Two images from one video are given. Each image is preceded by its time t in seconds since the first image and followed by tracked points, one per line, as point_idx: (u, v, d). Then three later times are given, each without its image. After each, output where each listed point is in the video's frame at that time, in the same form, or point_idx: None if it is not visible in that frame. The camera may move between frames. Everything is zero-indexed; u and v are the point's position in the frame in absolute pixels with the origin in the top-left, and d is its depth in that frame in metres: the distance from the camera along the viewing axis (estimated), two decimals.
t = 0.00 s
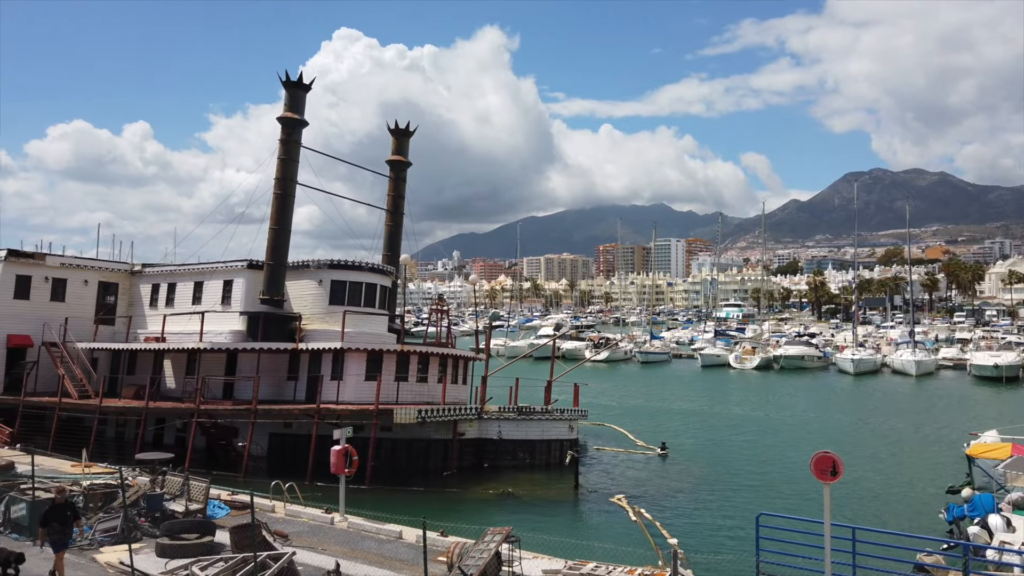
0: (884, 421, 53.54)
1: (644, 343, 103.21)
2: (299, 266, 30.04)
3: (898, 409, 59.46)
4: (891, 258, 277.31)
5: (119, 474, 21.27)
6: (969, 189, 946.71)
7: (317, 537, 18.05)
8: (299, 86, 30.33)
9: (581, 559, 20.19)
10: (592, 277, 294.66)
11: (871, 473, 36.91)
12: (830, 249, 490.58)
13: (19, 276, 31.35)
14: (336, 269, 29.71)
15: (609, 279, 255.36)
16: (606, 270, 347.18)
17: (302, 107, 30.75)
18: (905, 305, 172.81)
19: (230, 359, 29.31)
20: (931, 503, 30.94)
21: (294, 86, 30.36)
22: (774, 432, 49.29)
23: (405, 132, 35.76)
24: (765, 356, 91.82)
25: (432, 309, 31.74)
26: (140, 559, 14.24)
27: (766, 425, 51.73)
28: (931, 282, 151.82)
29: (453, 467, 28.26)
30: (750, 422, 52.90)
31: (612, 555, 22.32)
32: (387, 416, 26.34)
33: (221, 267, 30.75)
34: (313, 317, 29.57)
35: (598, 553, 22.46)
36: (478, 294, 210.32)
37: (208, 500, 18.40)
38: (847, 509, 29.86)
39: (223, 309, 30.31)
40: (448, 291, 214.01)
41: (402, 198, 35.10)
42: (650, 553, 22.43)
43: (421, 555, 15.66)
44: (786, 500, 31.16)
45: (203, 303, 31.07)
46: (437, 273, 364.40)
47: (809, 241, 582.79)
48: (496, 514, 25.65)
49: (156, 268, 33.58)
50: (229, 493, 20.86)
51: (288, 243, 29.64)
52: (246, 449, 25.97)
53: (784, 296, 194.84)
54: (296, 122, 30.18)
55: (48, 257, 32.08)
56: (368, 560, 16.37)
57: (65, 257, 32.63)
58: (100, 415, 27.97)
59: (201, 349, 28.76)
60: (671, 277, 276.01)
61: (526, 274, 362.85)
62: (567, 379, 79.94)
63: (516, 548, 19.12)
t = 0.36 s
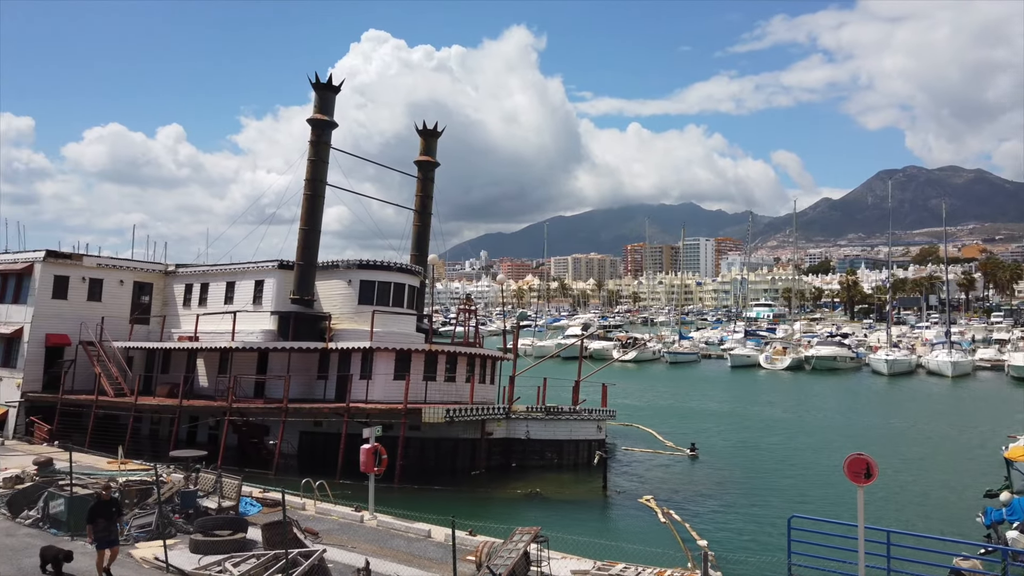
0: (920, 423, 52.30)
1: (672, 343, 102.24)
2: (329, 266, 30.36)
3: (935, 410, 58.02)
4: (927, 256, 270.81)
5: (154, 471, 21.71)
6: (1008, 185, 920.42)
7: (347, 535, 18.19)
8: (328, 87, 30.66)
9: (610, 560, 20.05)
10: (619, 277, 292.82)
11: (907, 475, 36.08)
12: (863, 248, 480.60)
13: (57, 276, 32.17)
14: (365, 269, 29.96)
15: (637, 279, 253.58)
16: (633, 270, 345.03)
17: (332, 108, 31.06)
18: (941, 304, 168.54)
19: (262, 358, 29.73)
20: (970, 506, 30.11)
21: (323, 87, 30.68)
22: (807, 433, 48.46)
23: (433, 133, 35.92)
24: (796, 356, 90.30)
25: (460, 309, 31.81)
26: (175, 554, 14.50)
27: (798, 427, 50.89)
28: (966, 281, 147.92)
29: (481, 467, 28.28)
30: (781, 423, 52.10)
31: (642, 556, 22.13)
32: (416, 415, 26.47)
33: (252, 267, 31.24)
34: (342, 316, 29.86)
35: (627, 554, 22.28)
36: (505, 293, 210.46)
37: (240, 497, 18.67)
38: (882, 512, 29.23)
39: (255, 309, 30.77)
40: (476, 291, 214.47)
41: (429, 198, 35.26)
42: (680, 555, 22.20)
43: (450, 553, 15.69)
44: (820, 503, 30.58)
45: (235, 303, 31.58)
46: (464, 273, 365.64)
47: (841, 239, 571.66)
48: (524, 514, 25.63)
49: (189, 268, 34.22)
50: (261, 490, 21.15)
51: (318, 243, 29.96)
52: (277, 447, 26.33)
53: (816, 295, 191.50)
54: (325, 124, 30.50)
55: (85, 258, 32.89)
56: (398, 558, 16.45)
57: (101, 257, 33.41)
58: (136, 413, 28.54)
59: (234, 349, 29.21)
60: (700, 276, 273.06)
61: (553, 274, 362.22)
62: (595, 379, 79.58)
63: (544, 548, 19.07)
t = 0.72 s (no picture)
0: (961, 425, 50.80)
1: (703, 343, 101.06)
2: (360, 266, 30.67)
3: (976, 413, 56.31)
4: (967, 255, 263.32)
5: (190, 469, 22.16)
6: None
7: (378, 533, 18.32)
8: (359, 89, 30.96)
9: (641, 561, 19.85)
10: (649, 276, 290.46)
11: (948, 479, 35.07)
12: (901, 246, 469.27)
13: (96, 277, 33.04)
14: (396, 269, 30.21)
15: (668, 278, 251.17)
16: (664, 270, 342.09)
17: (363, 110, 31.34)
18: (982, 304, 163.63)
19: (294, 357, 30.13)
20: (1014, 511, 29.14)
21: (355, 89, 30.99)
22: (843, 435, 47.45)
23: (463, 133, 36.04)
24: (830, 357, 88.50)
25: (490, 308, 31.84)
26: (211, 550, 14.76)
27: (834, 429, 49.85)
28: (1008, 280, 143.36)
29: (511, 466, 28.28)
30: (816, 425, 51.11)
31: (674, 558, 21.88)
32: (446, 414, 26.56)
33: (285, 268, 31.70)
34: (373, 316, 30.12)
35: (658, 556, 22.08)
36: (534, 293, 210.18)
37: (273, 494, 18.93)
38: (922, 516, 28.48)
39: (288, 309, 31.21)
40: (505, 291, 214.65)
41: (460, 198, 35.36)
42: (712, 557, 21.90)
43: (480, 552, 15.69)
44: (857, 507, 29.89)
45: (268, 302, 32.08)
46: (494, 273, 366.45)
47: (878, 238, 559.11)
48: (554, 514, 25.56)
49: (224, 269, 34.87)
50: (294, 488, 21.44)
51: (349, 244, 30.28)
52: (310, 445, 26.66)
53: (851, 295, 187.46)
54: (357, 125, 30.80)
55: (123, 259, 33.72)
56: (429, 557, 16.51)
57: (139, 258, 34.23)
58: (172, 411, 29.13)
59: (267, 348, 29.65)
60: (732, 276, 269.42)
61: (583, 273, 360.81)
62: (624, 379, 79.05)
63: (575, 548, 18.98)
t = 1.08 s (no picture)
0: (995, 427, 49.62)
1: (729, 343, 99.98)
2: (385, 266, 30.86)
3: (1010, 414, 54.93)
4: (999, 253, 257.21)
5: (217, 466, 22.50)
6: None
7: (403, 532, 18.40)
8: (384, 90, 31.16)
9: (666, 563, 19.66)
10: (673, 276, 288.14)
11: (982, 481, 34.23)
12: (932, 245, 459.70)
13: (126, 277, 33.67)
14: (420, 269, 30.34)
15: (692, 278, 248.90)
16: (688, 269, 339.14)
17: (387, 110, 31.53)
18: (1016, 304, 159.61)
19: (320, 356, 30.42)
20: None
21: (379, 90, 31.19)
22: (872, 437, 46.61)
23: (486, 133, 36.08)
24: (858, 357, 86.98)
25: (514, 308, 31.81)
26: (238, 547, 14.95)
27: (863, 430, 48.99)
28: None
29: (535, 466, 28.22)
30: (845, 427, 50.27)
31: (700, 560, 21.62)
32: (469, 414, 26.57)
33: (310, 268, 32.02)
34: (398, 316, 30.28)
35: (683, 557, 21.88)
36: (558, 292, 209.73)
37: (299, 492, 19.12)
38: (954, 519, 27.84)
39: (314, 308, 31.52)
40: (528, 290, 214.52)
41: (483, 198, 35.39)
42: (737, 558, 21.64)
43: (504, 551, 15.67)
44: (887, 509, 29.32)
45: (294, 302, 32.42)
46: (517, 272, 366.32)
47: (908, 236, 548.34)
48: (579, 514, 25.43)
49: (251, 269, 35.33)
50: (320, 486, 21.63)
51: (374, 244, 30.50)
52: (336, 443, 26.89)
53: (880, 294, 184.09)
54: (381, 126, 30.98)
55: (152, 259, 34.34)
56: (453, 556, 16.54)
57: (167, 258, 34.82)
58: (200, 409, 29.58)
59: (294, 347, 29.96)
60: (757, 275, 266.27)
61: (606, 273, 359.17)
62: (648, 379, 78.52)
63: (599, 548, 18.88)
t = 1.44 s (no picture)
0: None
1: (757, 343, 98.64)
2: (411, 266, 31.04)
3: None
4: None
5: (247, 465, 22.80)
6: None
7: (431, 530, 18.46)
8: (410, 90, 31.32)
9: (694, 565, 19.44)
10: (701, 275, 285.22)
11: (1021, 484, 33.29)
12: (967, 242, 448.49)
13: (158, 277, 34.34)
14: (446, 268, 30.46)
15: (720, 278, 246.01)
16: (715, 269, 335.48)
17: (413, 111, 31.69)
18: None
19: (347, 356, 30.70)
20: None
21: (405, 90, 31.37)
22: (905, 439, 45.63)
23: (512, 132, 36.07)
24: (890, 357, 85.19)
25: (540, 308, 31.75)
26: (268, 544, 15.13)
27: (895, 432, 48.00)
28: None
29: (562, 466, 28.12)
30: (877, 428, 49.30)
31: (729, 562, 21.38)
32: (495, 413, 26.57)
33: (338, 267, 32.33)
34: (424, 315, 30.41)
35: (711, 558, 21.66)
36: (583, 292, 208.87)
37: (328, 490, 19.31)
38: (992, 522, 27.14)
39: (341, 308, 31.82)
40: (554, 290, 214.01)
41: (509, 197, 35.39)
42: (766, 560, 21.37)
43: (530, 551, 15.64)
44: (922, 512, 28.66)
45: (322, 302, 32.76)
46: (543, 272, 365.86)
47: (943, 234, 535.73)
48: (606, 514, 25.29)
49: (279, 269, 35.80)
50: (347, 484, 21.80)
51: (400, 244, 30.70)
52: (363, 441, 27.10)
53: (913, 294, 180.09)
54: (407, 126, 31.16)
55: (183, 259, 34.99)
56: (480, 555, 16.54)
57: (198, 259, 35.44)
58: (231, 407, 30.05)
59: (322, 346, 30.28)
60: (786, 275, 262.34)
61: (633, 272, 356.79)
62: (675, 379, 77.79)
63: (628, 549, 18.73)
